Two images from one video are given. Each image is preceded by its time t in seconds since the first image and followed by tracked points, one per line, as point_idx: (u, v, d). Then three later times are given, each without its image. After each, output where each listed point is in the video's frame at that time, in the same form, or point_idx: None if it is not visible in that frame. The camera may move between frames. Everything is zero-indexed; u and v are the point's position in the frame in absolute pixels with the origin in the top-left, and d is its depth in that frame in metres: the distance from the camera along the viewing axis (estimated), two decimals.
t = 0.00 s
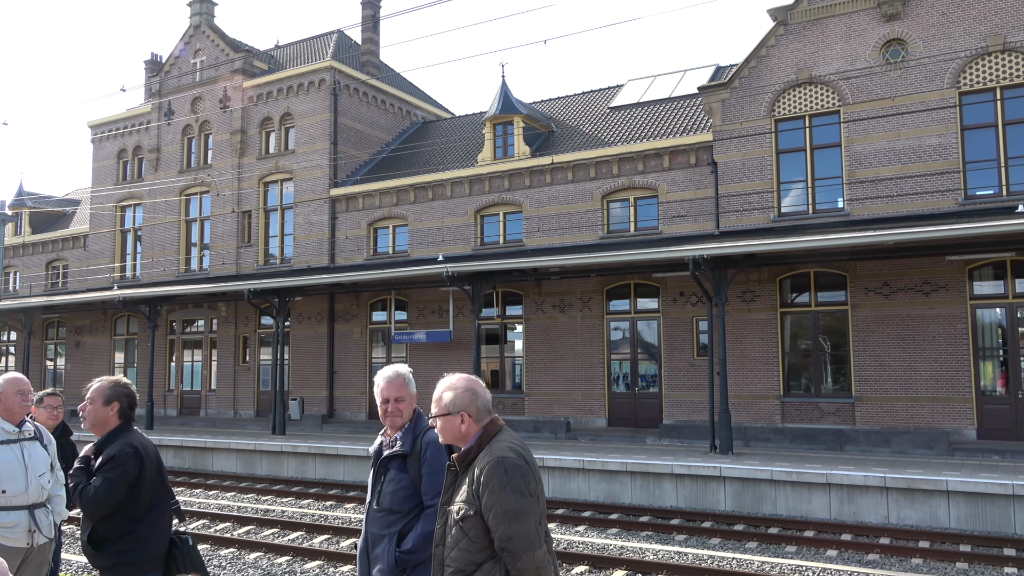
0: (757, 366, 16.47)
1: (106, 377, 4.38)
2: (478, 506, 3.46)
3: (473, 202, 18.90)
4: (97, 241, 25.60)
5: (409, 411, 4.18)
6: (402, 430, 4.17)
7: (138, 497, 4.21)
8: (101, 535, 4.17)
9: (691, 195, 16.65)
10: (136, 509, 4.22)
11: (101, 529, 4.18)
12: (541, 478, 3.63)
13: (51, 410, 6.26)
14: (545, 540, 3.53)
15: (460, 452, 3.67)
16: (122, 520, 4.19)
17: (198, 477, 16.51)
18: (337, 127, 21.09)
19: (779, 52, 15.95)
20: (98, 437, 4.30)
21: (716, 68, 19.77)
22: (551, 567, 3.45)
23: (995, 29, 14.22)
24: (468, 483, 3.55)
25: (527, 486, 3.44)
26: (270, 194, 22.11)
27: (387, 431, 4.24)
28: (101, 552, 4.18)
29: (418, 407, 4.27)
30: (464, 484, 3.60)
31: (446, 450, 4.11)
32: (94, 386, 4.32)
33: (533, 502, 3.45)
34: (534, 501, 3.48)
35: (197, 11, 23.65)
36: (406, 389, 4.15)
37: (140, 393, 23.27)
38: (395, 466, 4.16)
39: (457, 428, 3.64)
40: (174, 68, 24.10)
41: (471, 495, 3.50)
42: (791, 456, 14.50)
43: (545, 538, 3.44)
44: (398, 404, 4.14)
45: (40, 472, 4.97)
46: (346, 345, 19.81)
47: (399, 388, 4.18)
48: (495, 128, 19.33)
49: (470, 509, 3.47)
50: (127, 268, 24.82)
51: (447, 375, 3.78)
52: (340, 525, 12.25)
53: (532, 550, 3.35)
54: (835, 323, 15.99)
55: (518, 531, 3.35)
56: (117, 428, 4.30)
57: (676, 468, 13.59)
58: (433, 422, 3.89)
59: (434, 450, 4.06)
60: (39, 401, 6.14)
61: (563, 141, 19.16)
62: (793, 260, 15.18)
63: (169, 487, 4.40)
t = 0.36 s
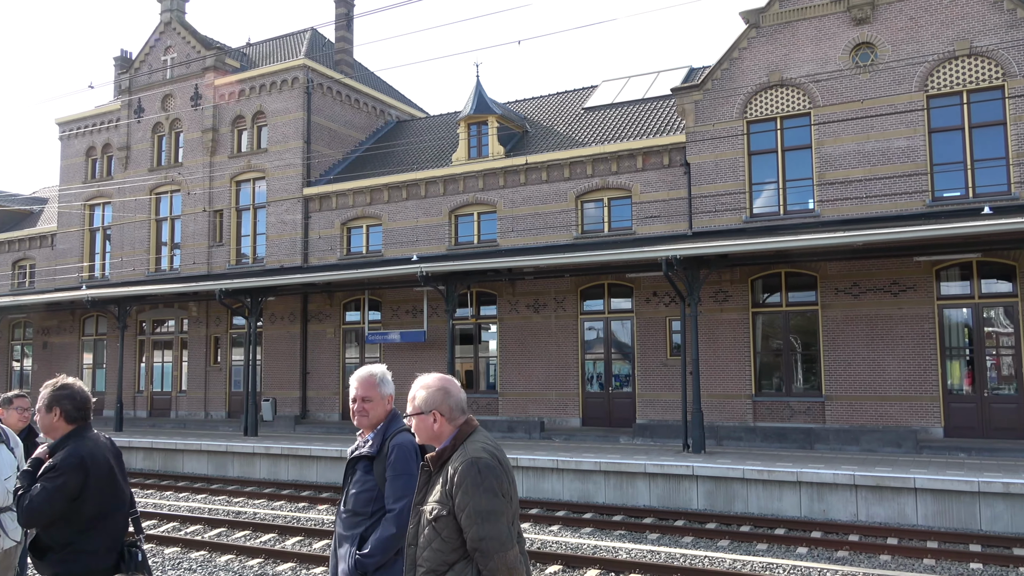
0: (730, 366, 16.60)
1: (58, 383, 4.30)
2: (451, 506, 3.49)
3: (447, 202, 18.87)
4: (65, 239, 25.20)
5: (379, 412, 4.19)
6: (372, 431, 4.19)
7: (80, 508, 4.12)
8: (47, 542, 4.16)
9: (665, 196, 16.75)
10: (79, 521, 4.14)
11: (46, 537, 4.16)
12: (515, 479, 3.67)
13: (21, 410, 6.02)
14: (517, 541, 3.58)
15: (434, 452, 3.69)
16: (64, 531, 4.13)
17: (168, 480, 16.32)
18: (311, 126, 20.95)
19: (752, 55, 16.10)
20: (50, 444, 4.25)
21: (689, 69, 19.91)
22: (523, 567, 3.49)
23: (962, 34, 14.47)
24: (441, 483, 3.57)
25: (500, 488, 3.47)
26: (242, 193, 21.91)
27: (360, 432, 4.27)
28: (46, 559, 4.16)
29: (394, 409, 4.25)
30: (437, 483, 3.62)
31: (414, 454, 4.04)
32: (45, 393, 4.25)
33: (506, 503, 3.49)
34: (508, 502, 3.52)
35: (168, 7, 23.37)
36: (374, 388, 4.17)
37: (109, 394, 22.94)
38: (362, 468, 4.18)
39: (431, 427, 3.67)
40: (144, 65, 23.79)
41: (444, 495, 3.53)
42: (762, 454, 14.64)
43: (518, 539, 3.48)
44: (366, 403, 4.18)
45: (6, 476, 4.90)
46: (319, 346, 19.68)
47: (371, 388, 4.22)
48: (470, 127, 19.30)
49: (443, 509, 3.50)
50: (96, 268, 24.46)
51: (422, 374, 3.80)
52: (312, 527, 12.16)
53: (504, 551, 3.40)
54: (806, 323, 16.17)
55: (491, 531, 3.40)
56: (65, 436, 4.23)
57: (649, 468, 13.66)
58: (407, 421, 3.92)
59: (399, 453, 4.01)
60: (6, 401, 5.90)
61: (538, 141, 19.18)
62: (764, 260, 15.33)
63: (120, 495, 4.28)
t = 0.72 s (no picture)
0: (703, 365, 16.72)
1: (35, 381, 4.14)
2: (423, 505, 3.49)
3: (421, 202, 18.82)
4: (32, 238, 24.78)
5: (342, 413, 4.16)
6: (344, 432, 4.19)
7: (41, 512, 3.94)
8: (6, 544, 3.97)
9: (639, 196, 16.83)
10: (41, 524, 3.96)
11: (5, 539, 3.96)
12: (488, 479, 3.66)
13: None
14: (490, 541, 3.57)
15: (406, 452, 3.69)
16: (24, 534, 3.94)
17: (137, 481, 16.12)
18: (284, 124, 20.79)
19: (724, 56, 16.23)
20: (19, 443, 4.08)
21: (662, 70, 20.03)
22: (495, 566, 3.49)
23: (929, 37, 14.71)
24: (413, 483, 3.57)
25: (472, 487, 3.47)
26: (214, 191, 21.69)
27: (335, 431, 4.28)
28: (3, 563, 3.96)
29: (360, 410, 4.17)
30: (409, 483, 3.61)
31: (384, 457, 4.01)
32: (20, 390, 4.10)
33: (478, 502, 3.48)
34: (480, 501, 3.51)
35: (138, 3, 23.07)
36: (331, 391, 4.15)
37: (77, 395, 22.59)
38: (332, 469, 4.17)
39: (403, 426, 3.65)
40: (113, 61, 23.45)
41: (416, 495, 3.52)
42: (734, 452, 14.78)
43: (490, 537, 3.48)
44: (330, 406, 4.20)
45: None
46: (292, 346, 19.54)
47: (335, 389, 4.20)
48: (444, 126, 19.27)
49: (415, 509, 3.50)
50: (64, 267, 24.06)
51: (393, 374, 3.78)
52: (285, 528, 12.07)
53: (476, 550, 3.39)
54: (778, 322, 16.33)
55: (463, 530, 3.39)
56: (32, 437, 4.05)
57: (623, 466, 13.72)
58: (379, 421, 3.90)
59: (369, 456, 3.98)
60: None
61: (512, 140, 19.19)
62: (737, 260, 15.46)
63: (85, 502, 4.10)
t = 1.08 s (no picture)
0: (676, 364, 16.81)
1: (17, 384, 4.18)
2: (395, 505, 3.47)
3: (396, 200, 18.74)
4: None
5: (314, 413, 4.12)
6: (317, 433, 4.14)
7: (40, 509, 3.92)
8: None
9: (613, 195, 16.89)
10: (39, 521, 3.93)
11: None
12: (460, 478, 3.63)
13: None
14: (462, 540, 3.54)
15: (378, 452, 3.66)
16: (21, 531, 3.89)
17: (105, 483, 15.88)
18: (256, 121, 20.60)
19: (697, 57, 16.34)
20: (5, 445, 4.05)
21: (636, 70, 20.12)
22: (467, 566, 3.48)
23: (899, 40, 14.91)
24: (385, 483, 3.55)
25: (444, 486, 3.44)
26: (185, 189, 21.43)
27: (307, 432, 4.24)
28: None
29: (332, 409, 4.12)
30: (381, 483, 3.59)
31: (358, 456, 3.97)
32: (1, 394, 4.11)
33: (450, 502, 3.45)
34: (452, 500, 3.48)
35: None
36: (301, 391, 4.12)
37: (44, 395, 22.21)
38: (306, 469, 4.13)
39: (375, 427, 3.62)
40: (81, 56, 23.08)
41: (388, 495, 3.50)
42: (707, 450, 14.89)
43: (462, 537, 3.46)
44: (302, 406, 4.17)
45: None
46: (264, 345, 19.38)
47: (306, 390, 4.17)
48: (418, 125, 19.20)
49: (387, 509, 3.48)
50: (30, 266, 23.63)
51: (366, 374, 3.76)
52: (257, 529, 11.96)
53: (448, 550, 3.37)
54: (750, 321, 16.47)
55: (435, 530, 3.37)
56: (22, 437, 4.05)
57: (597, 465, 13.76)
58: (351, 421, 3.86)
59: (343, 455, 3.94)
60: None
61: (487, 139, 19.16)
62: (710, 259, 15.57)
63: (76, 500, 4.10)
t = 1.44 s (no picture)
0: (649, 363, 16.91)
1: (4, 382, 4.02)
2: (363, 505, 3.45)
3: (369, 199, 18.66)
4: None
5: (280, 413, 4.07)
6: (283, 433, 4.10)
7: (48, 506, 3.88)
8: (1, 547, 3.79)
9: (587, 195, 16.95)
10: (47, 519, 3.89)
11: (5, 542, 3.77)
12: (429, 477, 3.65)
13: None
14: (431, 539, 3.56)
15: (347, 452, 3.64)
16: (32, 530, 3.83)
17: (72, 484, 15.66)
18: (228, 118, 20.41)
19: (670, 58, 16.43)
20: None
21: (610, 70, 20.21)
22: (437, 565, 3.48)
23: (868, 43, 15.11)
24: (354, 483, 3.53)
25: (413, 485, 3.45)
26: (154, 187, 21.20)
27: (273, 432, 4.18)
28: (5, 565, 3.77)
29: (298, 409, 4.07)
30: (349, 484, 3.57)
31: (327, 453, 3.94)
32: None
33: (419, 501, 3.46)
34: (421, 500, 3.49)
35: None
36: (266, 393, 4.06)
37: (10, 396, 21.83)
38: (274, 468, 4.10)
39: (343, 427, 3.61)
40: (49, 51, 22.69)
41: (356, 495, 3.48)
42: (679, 448, 14.99)
43: (432, 537, 3.46)
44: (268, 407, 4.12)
45: None
46: (235, 345, 19.22)
47: (272, 389, 4.12)
48: (392, 124, 19.12)
49: (355, 509, 3.46)
50: None
51: (334, 374, 3.73)
52: (228, 530, 11.85)
53: (418, 549, 3.37)
54: (723, 320, 16.60)
55: (405, 529, 3.37)
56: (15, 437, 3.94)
57: (570, 464, 13.80)
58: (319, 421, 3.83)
59: (311, 454, 3.91)
60: None
61: (461, 138, 19.12)
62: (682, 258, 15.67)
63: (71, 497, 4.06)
